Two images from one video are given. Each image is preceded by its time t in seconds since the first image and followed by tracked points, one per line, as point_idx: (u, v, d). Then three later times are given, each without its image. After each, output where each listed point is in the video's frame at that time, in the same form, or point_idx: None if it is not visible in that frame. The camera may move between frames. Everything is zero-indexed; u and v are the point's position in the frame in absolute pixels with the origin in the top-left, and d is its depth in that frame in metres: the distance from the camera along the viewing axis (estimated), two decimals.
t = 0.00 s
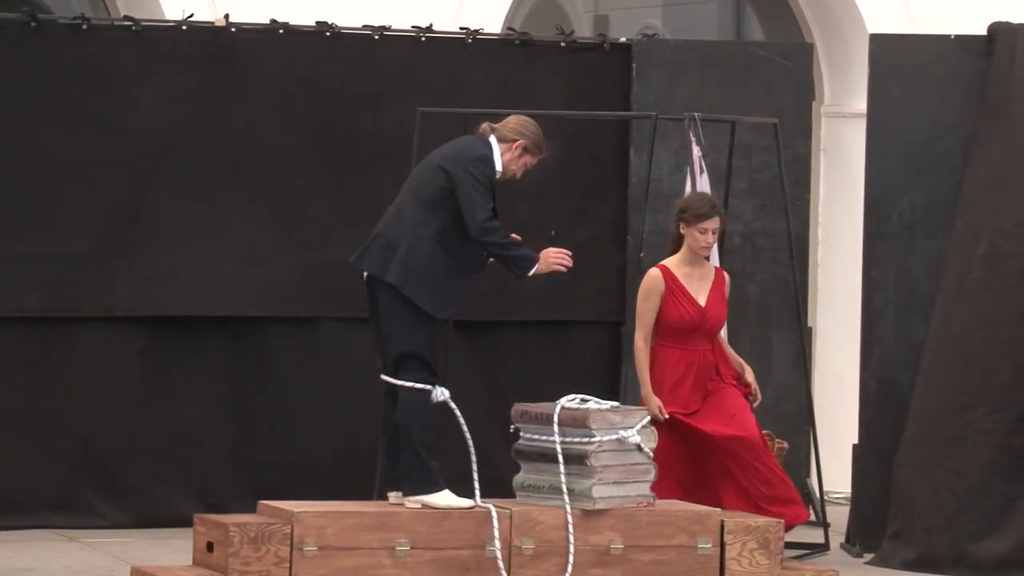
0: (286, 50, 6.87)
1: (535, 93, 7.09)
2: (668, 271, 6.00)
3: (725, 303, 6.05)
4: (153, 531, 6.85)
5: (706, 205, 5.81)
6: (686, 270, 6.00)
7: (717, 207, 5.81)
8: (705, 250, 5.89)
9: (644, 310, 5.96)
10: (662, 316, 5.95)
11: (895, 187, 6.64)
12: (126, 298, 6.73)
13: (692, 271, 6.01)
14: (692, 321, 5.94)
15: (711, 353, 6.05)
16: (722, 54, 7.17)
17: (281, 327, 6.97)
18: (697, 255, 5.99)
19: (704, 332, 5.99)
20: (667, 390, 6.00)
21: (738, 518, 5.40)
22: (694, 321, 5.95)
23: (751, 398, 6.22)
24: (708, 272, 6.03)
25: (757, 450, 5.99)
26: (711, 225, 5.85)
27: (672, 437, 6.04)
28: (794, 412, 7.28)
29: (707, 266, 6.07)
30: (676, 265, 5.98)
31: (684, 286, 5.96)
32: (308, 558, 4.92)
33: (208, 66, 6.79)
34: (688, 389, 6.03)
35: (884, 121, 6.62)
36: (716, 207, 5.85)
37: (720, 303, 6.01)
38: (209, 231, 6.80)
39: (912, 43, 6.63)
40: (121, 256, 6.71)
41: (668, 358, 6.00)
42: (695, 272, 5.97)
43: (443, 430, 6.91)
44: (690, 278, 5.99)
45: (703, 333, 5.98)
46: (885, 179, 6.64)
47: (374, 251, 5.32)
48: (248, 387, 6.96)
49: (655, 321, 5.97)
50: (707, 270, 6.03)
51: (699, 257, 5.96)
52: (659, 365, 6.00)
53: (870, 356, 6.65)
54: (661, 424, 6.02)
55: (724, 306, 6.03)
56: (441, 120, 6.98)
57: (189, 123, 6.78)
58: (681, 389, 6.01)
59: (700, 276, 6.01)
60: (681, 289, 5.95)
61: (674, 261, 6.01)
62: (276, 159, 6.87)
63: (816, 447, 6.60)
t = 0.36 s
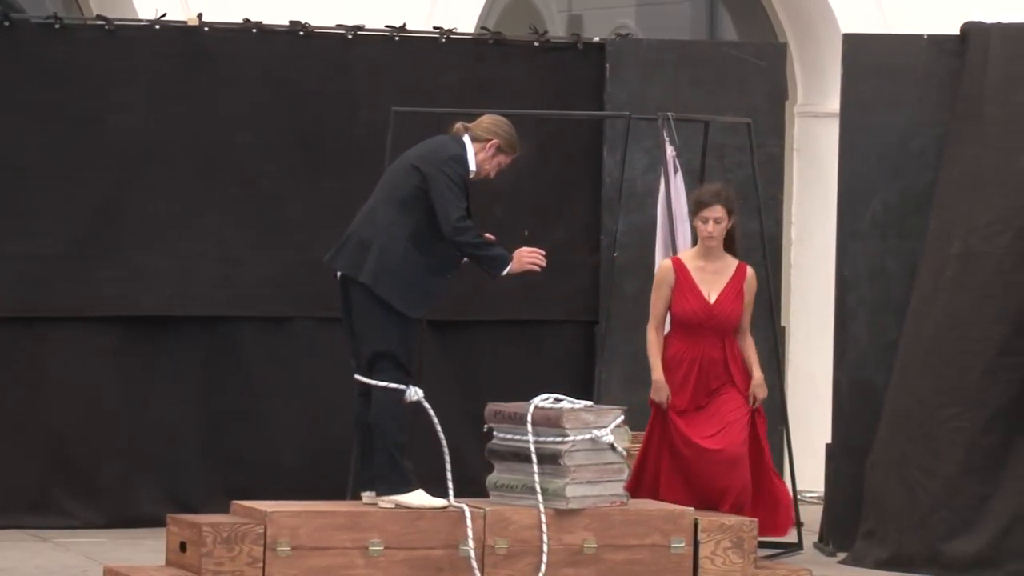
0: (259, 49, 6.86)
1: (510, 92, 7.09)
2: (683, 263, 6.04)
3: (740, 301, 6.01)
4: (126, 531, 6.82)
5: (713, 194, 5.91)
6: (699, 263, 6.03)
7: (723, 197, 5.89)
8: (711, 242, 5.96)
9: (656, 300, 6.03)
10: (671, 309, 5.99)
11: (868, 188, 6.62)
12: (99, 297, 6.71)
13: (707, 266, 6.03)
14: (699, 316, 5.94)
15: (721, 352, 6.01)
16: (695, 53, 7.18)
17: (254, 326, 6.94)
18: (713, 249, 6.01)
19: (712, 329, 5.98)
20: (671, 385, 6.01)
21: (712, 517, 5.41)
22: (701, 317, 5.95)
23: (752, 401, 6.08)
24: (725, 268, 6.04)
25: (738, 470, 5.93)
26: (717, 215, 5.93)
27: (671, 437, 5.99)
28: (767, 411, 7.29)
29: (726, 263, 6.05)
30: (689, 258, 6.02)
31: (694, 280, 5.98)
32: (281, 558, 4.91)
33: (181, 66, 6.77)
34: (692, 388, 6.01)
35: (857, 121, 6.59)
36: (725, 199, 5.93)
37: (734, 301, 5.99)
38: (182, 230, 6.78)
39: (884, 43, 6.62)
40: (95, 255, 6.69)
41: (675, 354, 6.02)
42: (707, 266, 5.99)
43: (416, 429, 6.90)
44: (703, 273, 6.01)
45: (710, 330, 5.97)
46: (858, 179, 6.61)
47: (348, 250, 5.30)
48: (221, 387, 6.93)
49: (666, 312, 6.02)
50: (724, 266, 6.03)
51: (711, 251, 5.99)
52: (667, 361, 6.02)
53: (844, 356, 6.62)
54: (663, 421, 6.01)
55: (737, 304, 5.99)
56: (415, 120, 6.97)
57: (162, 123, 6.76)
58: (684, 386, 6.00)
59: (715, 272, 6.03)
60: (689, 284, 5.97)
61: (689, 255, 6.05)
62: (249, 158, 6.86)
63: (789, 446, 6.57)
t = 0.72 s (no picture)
0: (235, 48, 6.84)
1: (487, 92, 7.08)
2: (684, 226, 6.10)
3: (734, 265, 6.00)
4: (105, 530, 6.80)
5: (701, 157, 5.93)
6: (697, 226, 6.08)
7: (706, 158, 5.90)
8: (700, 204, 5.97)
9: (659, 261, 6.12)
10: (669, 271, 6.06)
11: (843, 188, 6.61)
12: (76, 296, 6.71)
13: (705, 231, 6.07)
14: (690, 277, 5.97)
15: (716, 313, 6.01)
16: (671, 53, 7.19)
17: (230, 326, 6.92)
18: (710, 214, 6.05)
19: (704, 291, 5.98)
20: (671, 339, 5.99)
21: (689, 516, 5.42)
22: (693, 279, 5.98)
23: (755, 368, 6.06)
24: (722, 231, 6.06)
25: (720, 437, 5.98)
26: (701, 177, 5.92)
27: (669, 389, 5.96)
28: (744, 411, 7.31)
29: (725, 227, 6.08)
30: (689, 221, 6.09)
31: (689, 242, 6.04)
32: (258, 558, 4.91)
33: (156, 65, 6.77)
34: (694, 348, 5.97)
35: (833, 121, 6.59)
36: (714, 162, 5.92)
37: (727, 264, 5.99)
38: (157, 231, 6.79)
39: (860, 43, 6.60)
40: (71, 255, 6.70)
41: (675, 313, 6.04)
42: (701, 230, 6.03)
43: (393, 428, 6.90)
44: (699, 236, 6.06)
45: (702, 290, 5.97)
46: (832, 180, 6.60)
47: (325, 249, 5.29)
48: (199, 385, 6.91)
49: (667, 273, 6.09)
50: (721, 231, 6.05)
51: (705, 213, 6.02)
52: (669, 321, 6.05)
53: (819, 354, 6.59)
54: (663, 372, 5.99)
55: (729, 266, 5.98)
56: (392, 119, 6.97)
57: (138, 122, 6.76)
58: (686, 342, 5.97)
59: (712, 236, 6.05)
60: (683, 245, 6.03)
61: (689, 219, 6.11)
62: (226, 157, 6.85)
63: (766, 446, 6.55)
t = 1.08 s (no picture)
0: (223, 49, 6.83)
1: (474, 92, 7.08)
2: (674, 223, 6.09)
3: (722, 265, 5.96)
4: (92, 531, 6.79)
5: (689, 154, 5.89)
6: (686, 223, 6.05)
7: (693, 155, 5.86)
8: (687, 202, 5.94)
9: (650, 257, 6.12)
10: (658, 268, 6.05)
11: (830, 188, 6.61)
12: (63, 296, 6.71)
13: (694, 229, 6.04)
14: (677, 275, 5.95)
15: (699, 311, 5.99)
16: (658, 53, 7.19)
17: (216, 326, 6.92)
18: (698, 211, 6.02)
19: (691, 290, 5.96)
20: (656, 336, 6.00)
21: (677, 517, 5.43)
22: (681, 277, 5.96)
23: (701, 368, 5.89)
24: (709, 229, 6.02)
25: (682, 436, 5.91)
26: (688, 174, 5.89)
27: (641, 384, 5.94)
28: (731, 411, 7.32)
29: (715, 224, 6.04)
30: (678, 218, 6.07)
31: (677, 240, 6.02)
32: (245, 558, 4.90)
33: (142, 65, 6.76)
34: (681, 346, 5.97)
35: (821, 121, 6.58)
36: (702, 159, 5.88)
37: (714, 263, 5.95)
38: (143, 231, 6.78)
39: (847, 43, 6.60)
40: (58, 254, 6.70)
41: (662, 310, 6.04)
42: (690, 228, 6.01)
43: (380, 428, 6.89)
44: (688, 234, 6.04)
45: (688, 289, 5.97)
46: (820, 180, 6.60)
47: (312, 249, 5.28)
48: (187, 386, 6.91)
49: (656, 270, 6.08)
50: (709, 229, 6.01)
51: (693, 211, 5.99)
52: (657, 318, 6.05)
53: (809, 355, 6.59)
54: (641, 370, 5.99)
55: (717, 266, 5.95)
56: (379, 120, 6.97)
57: (126, 122, 6.76)
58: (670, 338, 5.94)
59: (700, 234, 6.03)
60: (670, 243, 6.01)
61: (680, 217, 6.09)
62: (213, 158, 6.85)
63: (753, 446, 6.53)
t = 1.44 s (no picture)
0: (215, 50, 6.83)
1: (467, 93, 7.08)
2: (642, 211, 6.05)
3: (688, 250, 5.89)
4: (85, 531, 6.79)
5: (656, 141, 5.85)
6: (654, 211, 6.01)
7: (661, 143, 5.82)
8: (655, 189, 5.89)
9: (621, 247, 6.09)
10: (628, 258, 6.01)
11: (822, 189, 6.60)
12: (56, 296, 6.71)
13: (663, 216, 5.99)
14: (646, 263, 5.91)
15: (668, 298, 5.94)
16: (651, 53, 7.19)
17: (209, 326, 6.92)
18: (665, 198, 5.97)
19: (660, 277, 5.91)
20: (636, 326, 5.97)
21: (668, 519, 5.44)
22: (650, 265, 5.91)
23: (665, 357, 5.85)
24: (676, 216, 5.96)
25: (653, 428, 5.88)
26: (657, 161, 5.84)
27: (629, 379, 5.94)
28: (723, 411, 7.33)
29: (682, 211, 5.98)
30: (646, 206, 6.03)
31: (645, 229, 5.97)
32: (238, 559, 4.91)
33: (134, 65, 6.76)
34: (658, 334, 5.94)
35: (814, 122, 6.58)
36: (668, 146, 5.84)
37: (681, 250, 5.89)
38: (136, 232, 6.78)
39: (838, 43, 6.60)
40: (51, 254, 6.70)
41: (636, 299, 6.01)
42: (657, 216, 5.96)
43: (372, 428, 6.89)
44: (655, 223, 5.98)
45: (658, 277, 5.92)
46: (813, 180, 6.60)
47: (304, 250, 5.26)
48: (180, 386, 6.91)
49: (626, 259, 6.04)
50: (677, 215, 5.95)
51: (661, 198, 5.95)
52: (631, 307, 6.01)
53: (799, 355, 6.57)
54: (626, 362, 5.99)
55: (683, 251, 5.88)
56: (371, 120, 6.97)
57: (118, 123, 6.76)
58: (646, 328, 5.88)
59: (668, 221, 5.97)
60: (639, 233, 5.97)
61: (649, 205, 6.05)
62: (206, 158, 6.85)
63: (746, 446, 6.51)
